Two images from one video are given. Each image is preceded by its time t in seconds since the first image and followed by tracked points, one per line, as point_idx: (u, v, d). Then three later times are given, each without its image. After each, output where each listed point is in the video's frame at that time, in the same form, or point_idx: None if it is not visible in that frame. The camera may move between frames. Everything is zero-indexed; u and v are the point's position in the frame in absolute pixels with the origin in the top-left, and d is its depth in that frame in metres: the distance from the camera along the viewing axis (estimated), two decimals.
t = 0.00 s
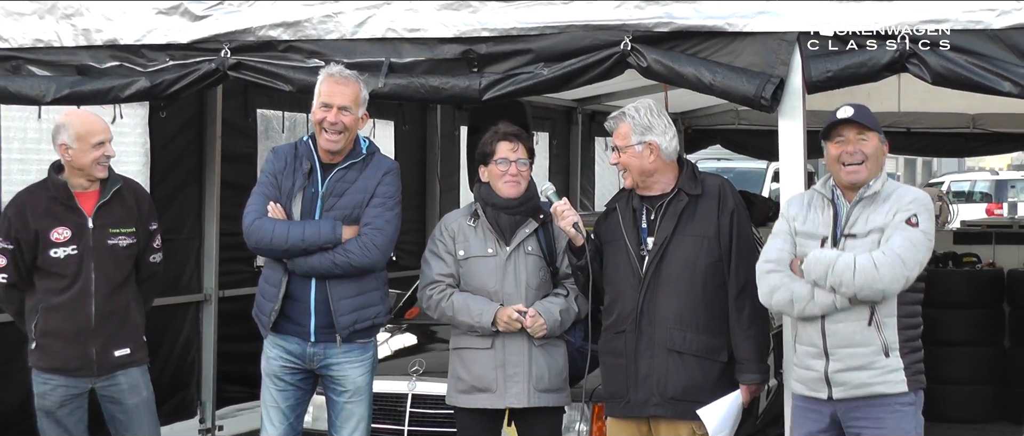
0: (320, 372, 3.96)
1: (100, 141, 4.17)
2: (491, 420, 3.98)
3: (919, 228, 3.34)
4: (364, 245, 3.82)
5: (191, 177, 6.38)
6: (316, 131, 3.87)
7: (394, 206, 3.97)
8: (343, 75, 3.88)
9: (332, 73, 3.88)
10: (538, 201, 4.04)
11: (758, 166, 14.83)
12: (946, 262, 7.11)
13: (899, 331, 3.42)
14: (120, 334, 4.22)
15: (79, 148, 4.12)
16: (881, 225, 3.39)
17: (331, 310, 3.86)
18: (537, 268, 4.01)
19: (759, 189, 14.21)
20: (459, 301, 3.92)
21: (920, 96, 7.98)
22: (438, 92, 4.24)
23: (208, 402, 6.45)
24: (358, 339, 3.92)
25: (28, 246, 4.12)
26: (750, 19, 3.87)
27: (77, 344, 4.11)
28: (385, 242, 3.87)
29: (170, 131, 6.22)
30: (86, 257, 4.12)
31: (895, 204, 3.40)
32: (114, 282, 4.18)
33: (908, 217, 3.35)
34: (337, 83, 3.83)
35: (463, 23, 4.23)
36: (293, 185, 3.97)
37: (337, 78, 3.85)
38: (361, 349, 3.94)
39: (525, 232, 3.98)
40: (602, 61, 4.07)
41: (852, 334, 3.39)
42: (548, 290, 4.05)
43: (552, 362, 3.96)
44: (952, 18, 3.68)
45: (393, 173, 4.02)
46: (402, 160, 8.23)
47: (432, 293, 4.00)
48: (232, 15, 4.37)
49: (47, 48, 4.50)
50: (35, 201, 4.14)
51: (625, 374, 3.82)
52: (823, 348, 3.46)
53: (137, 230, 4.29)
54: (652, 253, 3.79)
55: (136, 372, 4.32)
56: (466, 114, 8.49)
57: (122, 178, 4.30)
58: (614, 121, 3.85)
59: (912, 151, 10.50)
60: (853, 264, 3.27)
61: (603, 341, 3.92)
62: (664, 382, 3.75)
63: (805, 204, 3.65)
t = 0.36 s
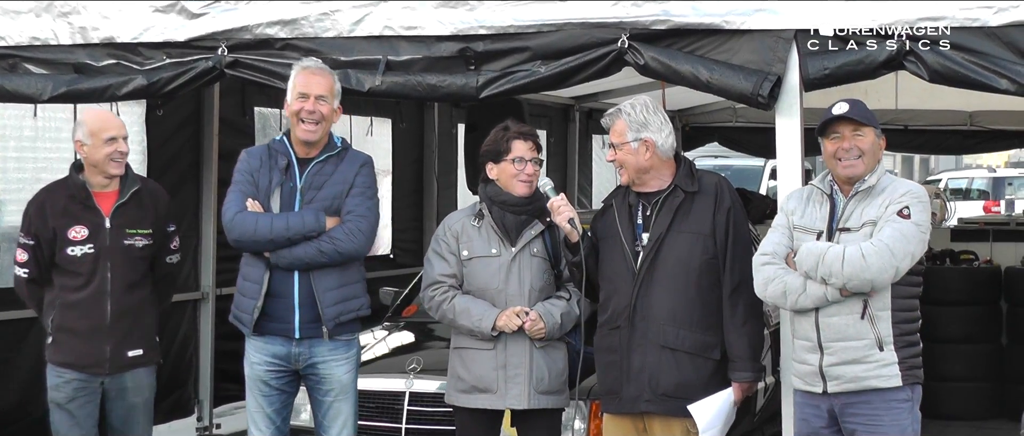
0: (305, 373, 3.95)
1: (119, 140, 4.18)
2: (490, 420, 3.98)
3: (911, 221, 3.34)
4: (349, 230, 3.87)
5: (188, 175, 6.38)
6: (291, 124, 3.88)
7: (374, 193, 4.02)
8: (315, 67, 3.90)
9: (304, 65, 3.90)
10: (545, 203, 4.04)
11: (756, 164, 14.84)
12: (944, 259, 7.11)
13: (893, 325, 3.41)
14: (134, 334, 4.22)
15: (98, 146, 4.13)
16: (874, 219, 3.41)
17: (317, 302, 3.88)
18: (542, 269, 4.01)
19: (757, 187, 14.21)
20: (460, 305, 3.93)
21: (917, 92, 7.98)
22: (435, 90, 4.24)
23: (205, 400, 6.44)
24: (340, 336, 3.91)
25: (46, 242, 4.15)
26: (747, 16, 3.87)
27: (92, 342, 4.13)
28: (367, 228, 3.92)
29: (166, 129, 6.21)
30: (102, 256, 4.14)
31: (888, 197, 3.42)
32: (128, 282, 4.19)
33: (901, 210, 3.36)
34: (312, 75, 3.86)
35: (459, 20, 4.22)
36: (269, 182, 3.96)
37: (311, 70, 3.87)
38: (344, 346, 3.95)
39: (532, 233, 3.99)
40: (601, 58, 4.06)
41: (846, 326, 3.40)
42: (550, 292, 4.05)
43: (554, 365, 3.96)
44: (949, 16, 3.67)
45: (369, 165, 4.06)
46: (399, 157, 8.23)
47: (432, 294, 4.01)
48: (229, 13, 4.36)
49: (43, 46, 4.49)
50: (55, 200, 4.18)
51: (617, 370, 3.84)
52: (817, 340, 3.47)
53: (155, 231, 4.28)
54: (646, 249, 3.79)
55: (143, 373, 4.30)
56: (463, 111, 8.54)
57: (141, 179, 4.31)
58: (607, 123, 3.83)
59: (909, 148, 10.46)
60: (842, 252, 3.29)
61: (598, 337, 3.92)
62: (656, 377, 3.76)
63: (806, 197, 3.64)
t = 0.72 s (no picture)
0: (291, 371, 3.95)
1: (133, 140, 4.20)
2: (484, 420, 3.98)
3: (903, 223, 3.32)
4: (333, 224, 3.89)
5: (185, 173, 6.38)
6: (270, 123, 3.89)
7: (353, 188, 4.04)
8: (292, 65, 3.91)
9: (281, 63, 3.91)
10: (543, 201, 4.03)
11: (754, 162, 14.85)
12: (942, 257, 7.12)
13: (887, 324, 3.38)
14: (150, 331, 4.29)
15: (110, 147, 4.16)
16: (868, 221, 3.41)
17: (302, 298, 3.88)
18: (538, 267, 4.01)
19: (755, 185, 14.22)
20: (458, 301, 3.92)
21: (915, 91, 7.98)
22: (433, 88, 4.23)
23: (201, 398, 6.44)
24: (324, 333, 3.93)
25: (65, 241, 4.22)
26: (745, 14, 3.87)
27: (112, 339, 4.18)
28: (350, 223, 3.95)
29: (162, 127, 6.20)
30: (120, 255, 4.20)
31: (884, 198, 3.40)
32: (145, 280, 4.26)
33: (894, 212, 3.34)
34: (289, 73, 3.86)
35: (457, 18, 4.21)
36: (249, 180, 3.94)
37: (288, 68, 3.88)
38: (330, 343, 3.96)
39: (527, 231, 3.98)
40: (599, 56, 4.05)
41: (838, 327, 3.42)
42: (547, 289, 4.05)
43: (550, 363, 3.96)
44: (947, 14, 3.67)
45: (347, 162, 4.08)
46: (396, 155, 8.23)
47: (431, 290, 4.00)
48: (227, 11, 4.36)
49: (41, 44, 4.49)
50: (73, 200, 4.23)
51: (616, 368, 3.84)
52: (814, 341, 3.50)
53: (170, 230, 4.35)
54: (646, 247, 3.79)
55: (157, 366, 4.38)
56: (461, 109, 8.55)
57: (158, 179, 4.36)
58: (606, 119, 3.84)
59: (907, 146, 10.47)
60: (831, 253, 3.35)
61: (596, 336, 3.92)
62: (654, 375, 3.76)
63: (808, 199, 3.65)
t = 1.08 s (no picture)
0: (283, 367, 3.95)
1: (121, 135, 4.20)
2: (480, 416, 3.98)
3: (916, 232, 3.32)
4: (325, 214, 3.90)
5: (184, 171, 6.39)
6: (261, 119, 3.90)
7: (347, 183, 4.05)
8: (283, 61, 3.91)
9: (273, 60, 3.91)
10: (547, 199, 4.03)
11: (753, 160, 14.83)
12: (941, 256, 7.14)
13: (890, 324, 3.38)
14: (141, 329, 4.29)
15: (99, 141, 4.18)
16: (876, 221, 3.41)
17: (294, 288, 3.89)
18: (544, 265, 4.01)
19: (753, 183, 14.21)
20: (458, 295, 3.94)
21: (914, 89, 7.98)
22: (431, 86, 4.23)
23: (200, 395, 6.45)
24: (316, 327, 3.93)
25: (56, 235, 4.24)
26: (744, 13, 3.87)
27: (99, 334, 4.20)
28: (343, 213, 3.95)
29: (161, 124, 6.20)
30: (109, 251, 4.22)
31: (892, 199, 3.40)
32: (136, 277, 4.27)
33: (907, 219, 3.33)
34: (279, 69, 3.87)
35: (456, 16, 4.22)
36: (242, 174, 3.95)
37: (278, 65, 3.88)
38: (323, 338, 3.97)
39: (535, 229, 3.99)
40: (597, 55, 4.06)
41: (839, 326, 3.43)
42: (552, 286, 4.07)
43: (551, 360, 3.96)
44: (946, 13, 3.66)
45: (340, 158, 4.08)
46: (394, 153, 8.23)
47: (432, 280, 4.02)
48: (225, 8, 4.36)
49: (40, 41, 4.49)
50: (66, 194, 4.27)
51: (616, 366, 3.83)
52: (815, 339, 3.51)
53: (163, 227, 4.35)
54: (644, 245, 3.78)
55: (149, 365, 4.37)
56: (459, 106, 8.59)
57: (151, 176, 4.36)
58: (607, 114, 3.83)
59: (906, 144, 10.46)
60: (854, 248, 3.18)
61: (595, 332, 3.91)
62: (653, 372, 3.76)
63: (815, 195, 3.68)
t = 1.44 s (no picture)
0: (283, 365, 3.95)
1: (88, 128, 4.23)
2: (497, 413, 4.00)
3: (915, 229, 3.33)
4: (324, 211, 3.92)
5: (184, 170, 6.40)
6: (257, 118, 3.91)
7: (345, 179, 4.07)
8: (277, 60, 3.92)
9: (268, 59, 3.92)
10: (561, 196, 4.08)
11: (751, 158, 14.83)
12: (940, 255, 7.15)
13: (892, 322, 3.39)
14: (107, 330, 4.22)
15: (67, 133, 4.23)
16: (875, 219, 3.41)
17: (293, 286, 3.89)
18: (559, 263, 4.05)
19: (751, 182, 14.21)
20: (477, 296, 3.97)
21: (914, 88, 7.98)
22: (431, 84, 4.24)
23: (200, 394, 6.46)
24: (315, 324, 3.93)
25: (26, 231, 4.26)
26: (742, 11, 3.87)
27: (64, 333, 4.17)
28: (341, 211, 3.97)
29: (160, 124, 6.21)
30: (76, 247, 4.19)
31: (892, 197, 3.40)
32: (105, 274, 4.22)
33: (906, 216, 3.34)
34: (273, 68, 3.87)
35: (455, 15, 4.22)
36: (240, 172, 3.98)
37: (272, 64, 3.89)
38: (322, 335, 3.96)
39: (551, 227, 4.02)
40: (595, 54, 4.06)
41: (841, 325, 3.43)
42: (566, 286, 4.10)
43: (570, 357, 3.99)
44: (945, 11, 3.67)
45: (338, 157, 4.09)
46: (393, 152, 8.24)
47: (451, 282, 4.05)
48: (225, 8, 4.37)
49: (40, 40, 4.50)
50: (37, 189, 4.29)
51: (613, 365, 3.85)
52: (817, 338, 3.50)
53: (135, 225, 4.30)
54: (643, 244, 3.79)
55: (123, 369, 4.31)
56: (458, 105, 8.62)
57: (123, 172, 4.34)
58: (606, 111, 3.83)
59: (905, 142, 10.47)
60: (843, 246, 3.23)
61: (593, 332, 3.91)
62: (650, 371, 3.77)
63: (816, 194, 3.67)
